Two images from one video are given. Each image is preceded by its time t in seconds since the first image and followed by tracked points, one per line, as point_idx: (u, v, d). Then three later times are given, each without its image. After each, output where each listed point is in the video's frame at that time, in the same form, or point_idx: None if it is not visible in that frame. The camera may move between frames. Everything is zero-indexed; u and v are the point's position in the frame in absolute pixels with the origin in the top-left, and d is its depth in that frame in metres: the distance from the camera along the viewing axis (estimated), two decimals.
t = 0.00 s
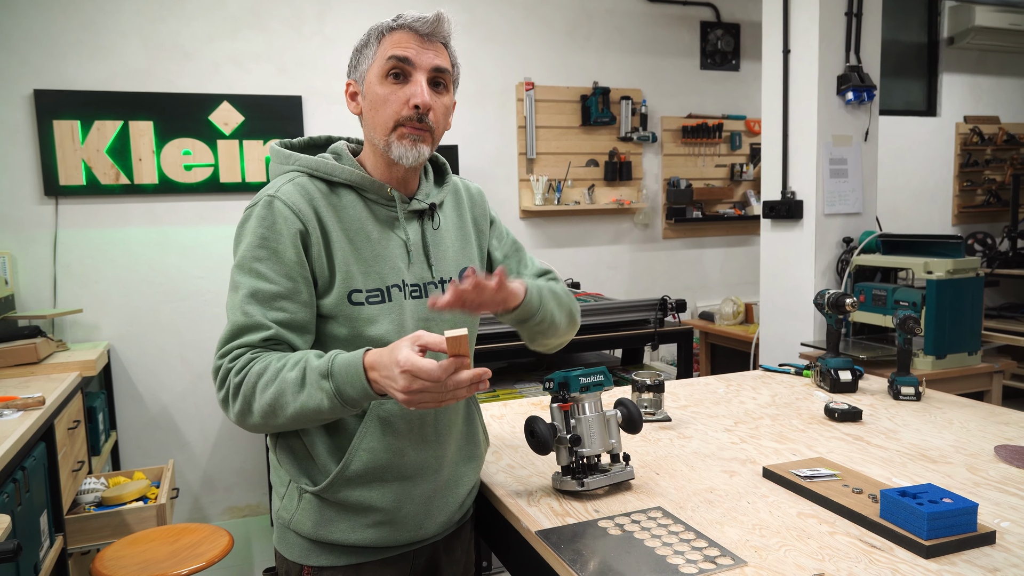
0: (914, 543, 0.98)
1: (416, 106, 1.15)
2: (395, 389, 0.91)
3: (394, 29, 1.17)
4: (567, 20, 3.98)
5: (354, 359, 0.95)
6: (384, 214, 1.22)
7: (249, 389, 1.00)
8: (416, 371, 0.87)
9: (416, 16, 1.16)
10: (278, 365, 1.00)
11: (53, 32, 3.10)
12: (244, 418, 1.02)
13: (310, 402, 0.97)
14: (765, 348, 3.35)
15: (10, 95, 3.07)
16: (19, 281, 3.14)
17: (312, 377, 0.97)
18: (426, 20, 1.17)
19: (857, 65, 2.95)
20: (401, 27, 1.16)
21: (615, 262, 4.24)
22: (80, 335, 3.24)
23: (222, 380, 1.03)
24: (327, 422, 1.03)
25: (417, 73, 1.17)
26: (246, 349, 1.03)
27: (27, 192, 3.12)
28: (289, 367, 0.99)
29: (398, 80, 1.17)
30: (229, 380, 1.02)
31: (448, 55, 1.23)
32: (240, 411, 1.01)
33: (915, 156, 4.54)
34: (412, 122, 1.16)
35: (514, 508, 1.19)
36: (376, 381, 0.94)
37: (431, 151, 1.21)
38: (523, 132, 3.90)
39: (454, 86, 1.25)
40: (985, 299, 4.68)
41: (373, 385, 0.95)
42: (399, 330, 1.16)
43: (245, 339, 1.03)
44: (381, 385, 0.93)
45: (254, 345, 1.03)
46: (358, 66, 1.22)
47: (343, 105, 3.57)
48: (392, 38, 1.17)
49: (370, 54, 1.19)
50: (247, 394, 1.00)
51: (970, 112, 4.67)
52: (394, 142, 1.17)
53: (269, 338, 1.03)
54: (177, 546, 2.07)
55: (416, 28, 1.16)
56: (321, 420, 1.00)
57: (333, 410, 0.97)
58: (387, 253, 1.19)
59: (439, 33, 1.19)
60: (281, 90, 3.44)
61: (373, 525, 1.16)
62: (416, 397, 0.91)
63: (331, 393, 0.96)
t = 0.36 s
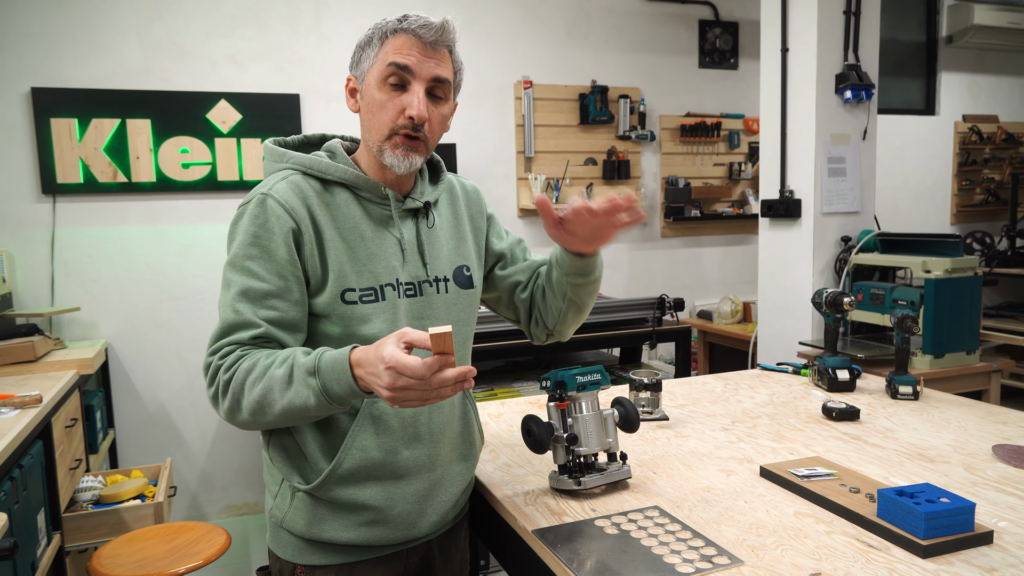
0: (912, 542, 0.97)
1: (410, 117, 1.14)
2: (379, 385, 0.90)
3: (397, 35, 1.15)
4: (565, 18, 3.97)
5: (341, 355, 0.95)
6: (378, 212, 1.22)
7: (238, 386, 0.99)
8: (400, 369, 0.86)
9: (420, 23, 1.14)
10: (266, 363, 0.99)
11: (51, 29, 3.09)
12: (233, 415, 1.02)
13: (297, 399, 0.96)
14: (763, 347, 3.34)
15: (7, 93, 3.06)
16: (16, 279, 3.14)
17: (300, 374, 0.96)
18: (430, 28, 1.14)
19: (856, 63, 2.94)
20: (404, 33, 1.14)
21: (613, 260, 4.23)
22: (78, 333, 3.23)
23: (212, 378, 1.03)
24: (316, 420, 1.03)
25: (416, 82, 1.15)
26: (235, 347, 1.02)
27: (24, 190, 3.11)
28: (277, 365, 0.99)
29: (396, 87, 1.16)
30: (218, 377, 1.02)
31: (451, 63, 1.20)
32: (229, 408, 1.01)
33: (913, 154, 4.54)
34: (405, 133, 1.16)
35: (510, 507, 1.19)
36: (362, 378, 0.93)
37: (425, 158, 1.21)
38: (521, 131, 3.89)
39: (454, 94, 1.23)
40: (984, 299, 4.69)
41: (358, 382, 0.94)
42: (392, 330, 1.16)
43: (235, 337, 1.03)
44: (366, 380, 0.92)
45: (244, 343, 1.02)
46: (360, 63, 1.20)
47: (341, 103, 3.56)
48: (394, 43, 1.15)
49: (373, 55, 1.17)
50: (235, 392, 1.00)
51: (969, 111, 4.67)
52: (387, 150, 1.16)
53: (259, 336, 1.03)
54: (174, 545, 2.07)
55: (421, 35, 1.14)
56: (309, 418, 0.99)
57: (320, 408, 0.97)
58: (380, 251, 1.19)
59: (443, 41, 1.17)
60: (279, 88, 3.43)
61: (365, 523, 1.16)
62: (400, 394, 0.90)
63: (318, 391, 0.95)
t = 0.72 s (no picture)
0: (915, 543, 0.97)
1: (410, 124, 1.14)
2: (385, 391, 0.91)
3: (393, 39, 1.13)
4: (570, 17, 3.96)
5: (347, 359, 0.95)
6: (384, 211, 1.22)
7: (241, 383, 0.99)
8: (409, 376, 0.87)
9: (416, 26, 1.12)
10: (271, 361, 0.99)
11: (57, 25, 3.10)
12: (235, 411, 1.02)
13: (302, 400, 0.96)
14: (767, 347, 3.34)
15: (13, 88, 3.07)
16: (21, 274, 3.15)
17: (305, 374, 0.96)
18: (426, 30, 1.12)
19: (861, 63, 2.94)
20: (400, 37, 1.12)
21: (617, 259, 4.23)
22: (82, 328, 3.24)
23: (215, 372, 1.03)
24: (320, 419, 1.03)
25: (414, 87, 1.14)
26: (239, 343, 1.03)
27: (30, 186, 3.12)
28: (282, 364, 0.99)
29: (395, 93, 1.15)
30: (221, 372, 1.02)
31: (452, 61, 1.18)
32: (232, 404, 1.01)
33: (918, 154, 4.53)
34: (408, 139, 1.16)
35: (514, 505, 1.19)
36: (368, 383, 0.94)
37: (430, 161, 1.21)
38: (526, 129, 3.89)
39: (456, 92, 1.22)
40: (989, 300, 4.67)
41: (364, 387, 0.94)
42: (397, 332, 1.16)
43: (239, 333, 1.03)
44: (373, 387, 0.93)
45: (248, 340, 1.03)
46: (360, 65, 1.19)
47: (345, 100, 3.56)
48: (391, 47, 1.13)
49: (372, 58, 1.16)
50: (238, 389, 1.00)
51: (975, 111, 4.65)
52: (390, 157, 1.17)
53: (263, 333, 1.03)
54: (178, 539, 2.08)
55: (417, 38, 1.12)
56: (313, 418, 0.99)
57: (324, 409, 0.97)
58: (386, 251, 1.19)
59: (441, 41, 1.15)
60: (283, 85, 3.43)
61: (367, 522, 1.16)
62: (406, 403, 0.90)
63: (323, 393, 0.95)
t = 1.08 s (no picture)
0: (920, 542, 0.97)
1: (403, 142, 1.11)
2: (407, 380, 0.91)
3: (378, 55, 1.08)
4: (575, 15, 3.96)
5: (364, 354, 0.96)
6: (396, 211, 1.22)
7: (256, 381, 1.00)
8: (432, 364, 0.88)
9: (395, 41, 1.06)
10: (286, 359, 1.00)
11: (64, 23, 3.11)
12: (250, 411, 1.03)
13: (318, 396, 0.97)
14: (772, 346, 3.34)
15: (21, 87, 3.08)
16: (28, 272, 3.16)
17: (322, 370, 0.97)
18: (406, 44, 1.07)
19: (867, 62, 2.93)
20: (384, 53, 1.07)
21: (621, 258, 4.23)
22: (89, 325, 3.25)
23: (228, 371, 1.04)
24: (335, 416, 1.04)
25: (402, 105, 1.10)
26: (253, 342, 1.03)
27: (37, 184, 3.14)
28: (298, 361, 1.00)
29: (385, 110, 1.11)
30: (235, 372, 1.03)
31: (441, 69, 1.11)
32: (246, 403, 1.02)
33: (924, 154, 4.51)
34: (404, 156, 1.13)
35: (519, 503, 1.19)
36: (386, 376, 0.95)
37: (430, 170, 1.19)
38: (530, 128, 3.89)
39: (452, 97, 1.15)
40: (995, 300, 4.65)
41: (382, 381, 0.95)
42: (409, 331, 1.17)
43: (252, 332, 1.04)
44: (393, 379, 0.94)
45: (261, 339, 1.03)
46: (350, 77, 1.15)
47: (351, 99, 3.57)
48: (376, 64, 1.09)
49: (359, 73, 1.12)
50: (253, 388, 1.00)
51: (981, 110, 4.63)
52: (391, 171, 1.16)
53: (277, 332, 1.04)
54: (184, 537, 2.09)
55: (399, 54, 1.07)
56: (329, 414, 1.00)
57: (339, 405, 0.97)
58: (397, 250, 1.19)
59: (425, 52, 1.08)
60: (289, 83, 3.44)
61: (377, 520, 1.17)
62: (429, 392, 0.91)
63: (339, 388, 0.96)
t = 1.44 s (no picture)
0: (919, 542, 0.98)
1: (415, 152, 1.12)
2: (401, 378, 0.92)
3: (392, 65, 1.07)
4: (576, 16, 3.97)
5: (362, 352, 0.96)
6: (398, 212, 1.23)
7: (255, 379, 1.00)
8: (426, 361, 0.88)
9: (413, 51, 1.06)
10: (285, 357, 1.01)
11: (65, 23, 3.12)
12: (248, 408, 1.04)
13: (315, 394, 0.97)
14: (772, 347, 3.35)
15: (22, 86, 3.09)
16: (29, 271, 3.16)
17: (319, 368, 0.98)
18: (423, 54, 1.06)
19: (868, 63, 2.93)
20: (399, 63, 1.07)
21: (622, 259, 4.23)
22: (89, 325, 3.26)
23: (229, 368, 1.04)
24: (333, 414, 1.04)
25: (416, 115, 1.10)
26: (254, 340, 1.04)
27: (37, 183, 3.14)
28: (297, 359, 1.00)
29: (398, 119, 1.11)
30: (235, 369, 1.03)
31: (456, 81, 1.11)
32: (245, 400, 1.02)
33: (925, 155, 4.52)
34: (415, 164, 1.14)
35: (520, 503, 1.19)
36: (382, 374, 0.95)
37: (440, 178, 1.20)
38: (531, 128, 3.90)
39: (464, 108, 1.16)
40: (995, 301, 4.66)
41: (378, 380, 0.95)
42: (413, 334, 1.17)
43: (254, 330, 1.04)
44: (387, 376, 0.94)
45: (263, 337, 1.04)
46: (362, 83, 1.15)
47: (352, 99, 3.57)
48: (390, 73, 1.08)
49: (373, 79, 1.11)
50: (251, 385, 1.01)
51: (982, 112, 4.63)
52: (400, 178, 1.16)
53: (279, 331, 1.04)
54: (184, 536, 2.09)
55: (415, 65, 1.06)
56: (326, 412, 1.00)
57: (336, 403, 0.98)
58: (399, 252, 1.20)
59: (441, 64, 1.08)
60: (290, 83, 3.45)
61: (376, 520, 1.17)
62: (424, 390, 0.91)
63: (336, 386, 0.96)
